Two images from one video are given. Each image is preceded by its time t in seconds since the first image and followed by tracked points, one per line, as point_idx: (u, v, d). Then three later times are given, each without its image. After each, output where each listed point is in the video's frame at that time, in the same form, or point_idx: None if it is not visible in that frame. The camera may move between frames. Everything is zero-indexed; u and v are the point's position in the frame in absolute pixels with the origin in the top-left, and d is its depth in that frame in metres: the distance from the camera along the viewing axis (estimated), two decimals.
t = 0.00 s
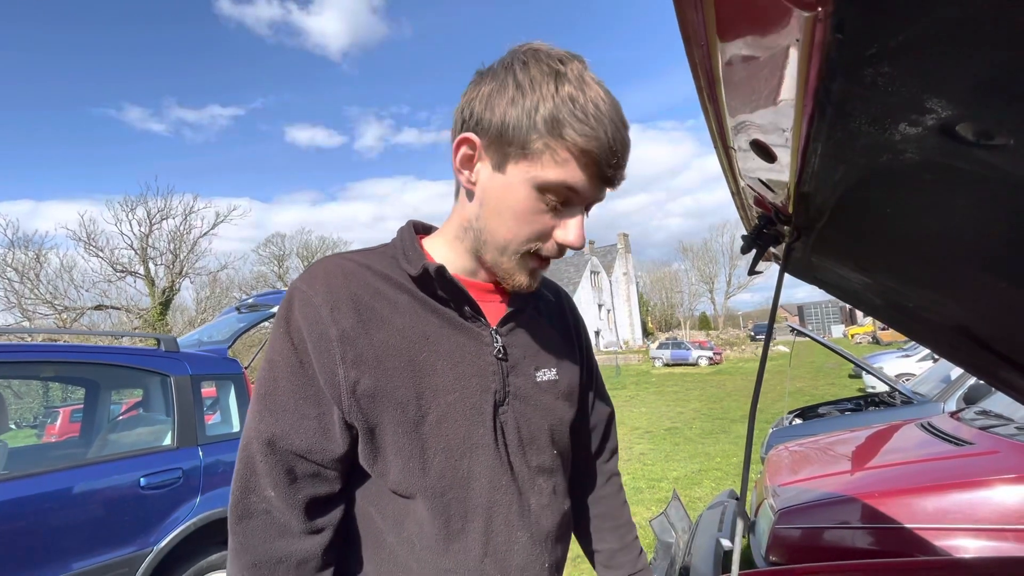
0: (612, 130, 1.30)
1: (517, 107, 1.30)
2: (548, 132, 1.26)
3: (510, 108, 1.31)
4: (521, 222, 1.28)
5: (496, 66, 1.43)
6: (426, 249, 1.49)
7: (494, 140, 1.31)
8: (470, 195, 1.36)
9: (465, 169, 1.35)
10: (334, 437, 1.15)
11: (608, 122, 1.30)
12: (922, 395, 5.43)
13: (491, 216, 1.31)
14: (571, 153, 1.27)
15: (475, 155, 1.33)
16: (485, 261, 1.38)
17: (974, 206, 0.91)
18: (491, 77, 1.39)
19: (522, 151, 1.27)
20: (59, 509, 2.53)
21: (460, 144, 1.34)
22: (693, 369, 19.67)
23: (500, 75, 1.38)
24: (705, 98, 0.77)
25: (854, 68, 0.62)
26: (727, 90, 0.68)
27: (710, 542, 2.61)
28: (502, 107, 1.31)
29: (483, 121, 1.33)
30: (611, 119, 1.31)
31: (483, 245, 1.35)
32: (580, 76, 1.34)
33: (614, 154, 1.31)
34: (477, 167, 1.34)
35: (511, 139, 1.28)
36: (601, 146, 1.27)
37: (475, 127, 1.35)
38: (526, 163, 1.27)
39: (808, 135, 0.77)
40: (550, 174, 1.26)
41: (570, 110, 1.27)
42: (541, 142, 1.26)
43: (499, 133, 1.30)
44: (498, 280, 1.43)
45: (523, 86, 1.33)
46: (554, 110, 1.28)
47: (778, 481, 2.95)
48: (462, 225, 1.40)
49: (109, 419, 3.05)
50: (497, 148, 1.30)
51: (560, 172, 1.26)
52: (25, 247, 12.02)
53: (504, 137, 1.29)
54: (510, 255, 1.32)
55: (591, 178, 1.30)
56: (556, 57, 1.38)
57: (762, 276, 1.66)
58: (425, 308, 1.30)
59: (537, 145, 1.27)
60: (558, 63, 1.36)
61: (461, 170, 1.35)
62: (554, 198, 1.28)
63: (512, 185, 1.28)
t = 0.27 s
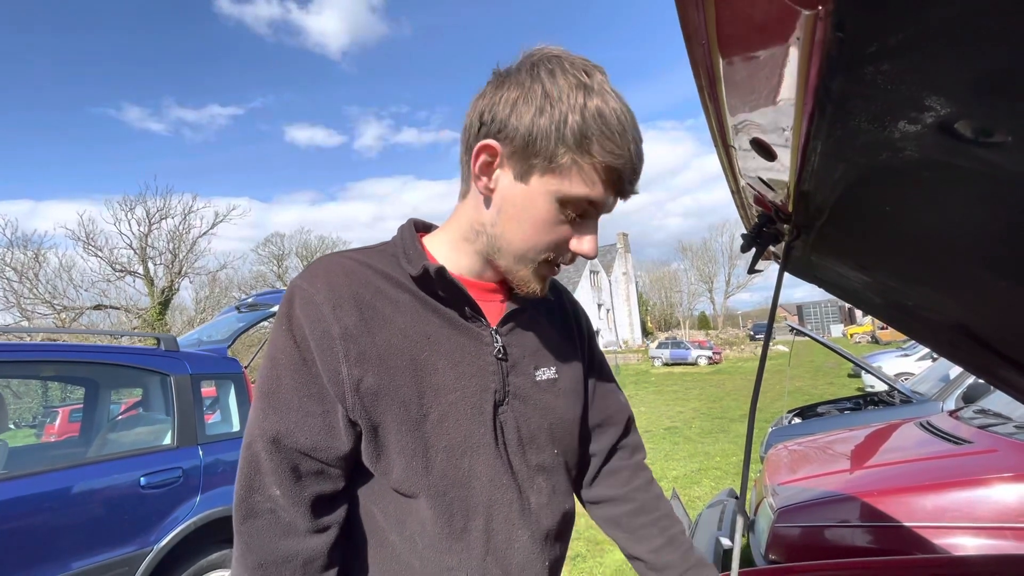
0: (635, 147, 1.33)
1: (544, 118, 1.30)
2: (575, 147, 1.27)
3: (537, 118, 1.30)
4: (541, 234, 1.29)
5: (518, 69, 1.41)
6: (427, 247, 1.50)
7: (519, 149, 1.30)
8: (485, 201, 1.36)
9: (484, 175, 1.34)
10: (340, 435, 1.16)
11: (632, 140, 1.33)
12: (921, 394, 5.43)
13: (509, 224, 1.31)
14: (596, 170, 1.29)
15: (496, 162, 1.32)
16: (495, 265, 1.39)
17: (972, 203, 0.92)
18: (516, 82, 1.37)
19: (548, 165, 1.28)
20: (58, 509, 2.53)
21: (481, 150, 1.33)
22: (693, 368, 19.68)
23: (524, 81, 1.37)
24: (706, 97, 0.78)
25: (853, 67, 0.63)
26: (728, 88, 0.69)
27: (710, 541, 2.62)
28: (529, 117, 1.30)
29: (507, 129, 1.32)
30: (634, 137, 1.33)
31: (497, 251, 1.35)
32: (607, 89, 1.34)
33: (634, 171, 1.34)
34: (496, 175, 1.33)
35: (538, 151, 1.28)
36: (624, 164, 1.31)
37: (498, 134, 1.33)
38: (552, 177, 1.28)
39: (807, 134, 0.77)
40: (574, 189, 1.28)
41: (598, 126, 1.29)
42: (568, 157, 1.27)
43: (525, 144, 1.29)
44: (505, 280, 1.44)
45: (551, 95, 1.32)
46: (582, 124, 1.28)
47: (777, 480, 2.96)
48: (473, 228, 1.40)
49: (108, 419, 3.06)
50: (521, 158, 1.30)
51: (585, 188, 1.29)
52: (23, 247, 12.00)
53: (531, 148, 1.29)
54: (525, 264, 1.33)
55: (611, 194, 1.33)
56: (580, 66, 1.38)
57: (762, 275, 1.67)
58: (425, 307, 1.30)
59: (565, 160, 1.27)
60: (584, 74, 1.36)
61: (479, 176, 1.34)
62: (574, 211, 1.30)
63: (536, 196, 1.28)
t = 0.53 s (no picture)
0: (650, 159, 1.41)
1: (576, 135, 1.31)
2: (606, 166, 1.32)
3: (568, 135, 1.31)
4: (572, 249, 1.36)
5: (535, 77, 1.38)
6: (427, 247, 1.50)
7: (552, 168, 1.31)
8: (510, 216, 1.36)
9: (512, 193, 1.34)
10: (338, 439, 1.17)
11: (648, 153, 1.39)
12: (920, 393, 5.45)
13: (540, 240, 1.35)
14: (622, 184, 1.36)
15: (525, 180, 1.33)
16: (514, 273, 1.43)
17: (968, 203, 0.93)
18: (539, 93, 1.34)
19: (581, 183, 1.31)
20: (59, 508, 2.54)
21: (511, 169, 1.32)
22: (692, 367, 19.70)
23: (546, 92, 1.34)
24: (705, 97, 0.79)
25: (848, 69, 0.64)
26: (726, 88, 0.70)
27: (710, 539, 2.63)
28: (560, 134, 1.31)
29: (538, 148, 1.32)
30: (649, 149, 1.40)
31: (522, 265, 1.39)
32: (628, 101, 1.36)
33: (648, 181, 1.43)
34: (524, 194, 1.34)
35: (571, 170, 1.30)
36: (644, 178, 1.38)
37: (528, 151, 1.32)
38: (585, 196, 1.32)
39: (805, 134, 0.79)
40: (602, 204, 1.34)
41: (624, 144, 1.33)
42: (601, 176, 1.32)
43: (558, 163, 1.31)
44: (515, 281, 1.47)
45: (578, 111, 1.32)
46: (611, 143, 1.32)
47: (776, 478, 2.97)
48: (493, 240, 1.40)
49: (108, 419, 3.07)
50: (554, 177, 1.31)
51: (611, 203, 1.35)
52: (23, 247, 12.01)
53: (563, 167, 1.31)
54: (552, 275, 1.39)
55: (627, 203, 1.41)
56: (598, 75, 1.37)
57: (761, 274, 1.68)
58: (427, 308, 1.31)
59: (598, 179, 1.32)
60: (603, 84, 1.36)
61: (508, 195, 1.34)
62: (598, 223, 1.37)
63: (570, 214, 1.33)
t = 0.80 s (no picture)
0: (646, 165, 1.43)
1: (578, 137, 1.32)
2: (606, 168, 1.34)
3: (570, 137, 1.32)
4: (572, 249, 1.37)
5: (539, 81, 1.40)
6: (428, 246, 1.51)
7: (554, 168, 1.32)
8: (512, 215, 1.37)
9: (513, 192, 1.35)
10: (346, 434, 1.17)
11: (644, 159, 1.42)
12: (919, 392, 5.45)
13: (541, 239, 1.36)
14: (621, 186, 1.38)
15: (527, 180, 1.33)
16: (512, 272, 1.43)
17: (964, 202, 0.94)
18: (543, 97, 1.36)
19: (581, 184, 1.33)
20: (59, 508, 2.54)
21: (514, 167, 1.33)
22: (692, 367, 19.71)
23: (550, 96, 1.36)
24: (702, 97, 0.80)
25: (841, 71, 0.65)
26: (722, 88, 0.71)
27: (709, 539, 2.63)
28: (562, 136, 1.32)
29: (541, 148, 1.33)
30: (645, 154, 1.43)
31: (522, 263, 1.39)
32: (627, 107, 1.39)
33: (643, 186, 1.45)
34: (526, 193, 1.34)
35: (572, 171, 1.32)
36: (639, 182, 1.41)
37: (530, 152, 1.33)
38: (585, 196, 1.34)
39: (800, 135, 0.79)
40: (601, 206, 1.36)
41: (623, 148, 1.36)
42: (600, 178, 1.34)
43: (560, 163, 1.32)
44: (514, 279, 1.48)
45: (580, 114, 1.34)
46: (611, 146, 1.34)
47: (776, 477, 2.98)
48: (495, 239, 1.40)
49: (108, 419, 3.07)
50: (555, 177, 1.33)
51: (609, 205, 1.37)
52: (22, 247, 12.01)
53: (565, 168, 1.32)
54: (552, 274, 1.40)
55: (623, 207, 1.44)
56: (600, 82, 1.40)
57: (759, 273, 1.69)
58: (431, 306, 1.32)
59: (597, 181, 1.34)
60: (604, 90, 1.39)
61: (510, 194, 1.34)
62: (597, 224, 1.38)
63: (570, 214, 1.34)
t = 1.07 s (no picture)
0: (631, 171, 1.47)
1: (569, 141, 1.35)
2: (595, 170, 1.36)
3: (562, 141, 1.35)
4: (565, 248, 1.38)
5: (531, 92, 1.43)
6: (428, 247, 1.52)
7: (548, 170, 1.34)
8: (507, 214, 1.38)
9: (509, 193, 1.36)
10: (358, 431, 1.16)
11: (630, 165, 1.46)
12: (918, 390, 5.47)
13: (535, 238, 1.37)
14: (608, 189, 1.41)
15: (522, 181, 1.35)
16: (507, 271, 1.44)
17: (962, 203, 0.95)
18: (536, 105, 1.38)
19: (573, 186, 1.35)
20: (60, 508, 2.55)
21: (510, 169, 1.34)
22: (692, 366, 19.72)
23: (542, 104, 1.39)
24: (702, 99, 0.81)
25: (838, 76, 0.66)
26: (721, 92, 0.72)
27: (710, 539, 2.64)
28: (554, 140, 1.34)
29: (536, 151, 1.34)
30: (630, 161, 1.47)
31: (516, 263, 1.40)
32: (614, 116, 1.42)
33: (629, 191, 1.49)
34: (522, 194, 1.36)
35: (565, 173, 1.34)
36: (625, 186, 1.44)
37: (524, 155, 1.35)
38: (577, 197, 1.36)
39: (798, 137, 0.80)
40: (592, 207, 1.38)
41: (611, 153, 1.39)
42: (591, 180, 1.36)
43: (553, 166, 1.34)
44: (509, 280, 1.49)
45: (571, 120, 1.36)
46: (600, 151, 1.37)
47: (775, 476, 3.00)
48: (490, 238, 1.41)
49: (109, 418, 3.06)
50: (549, 178, 1.34)
51: (600, 206, 1.40)
52: (22, 247, 12.01)
53: (558, 169, 1.34)
54: (545, 271, 1.41)
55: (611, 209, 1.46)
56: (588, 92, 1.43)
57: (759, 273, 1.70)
58: (434, 306, 1.33)
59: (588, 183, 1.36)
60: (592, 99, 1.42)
61: (506, 194, 1.36)
62: (587, 224, 1.41)
63: (564, 214, 1.36)
